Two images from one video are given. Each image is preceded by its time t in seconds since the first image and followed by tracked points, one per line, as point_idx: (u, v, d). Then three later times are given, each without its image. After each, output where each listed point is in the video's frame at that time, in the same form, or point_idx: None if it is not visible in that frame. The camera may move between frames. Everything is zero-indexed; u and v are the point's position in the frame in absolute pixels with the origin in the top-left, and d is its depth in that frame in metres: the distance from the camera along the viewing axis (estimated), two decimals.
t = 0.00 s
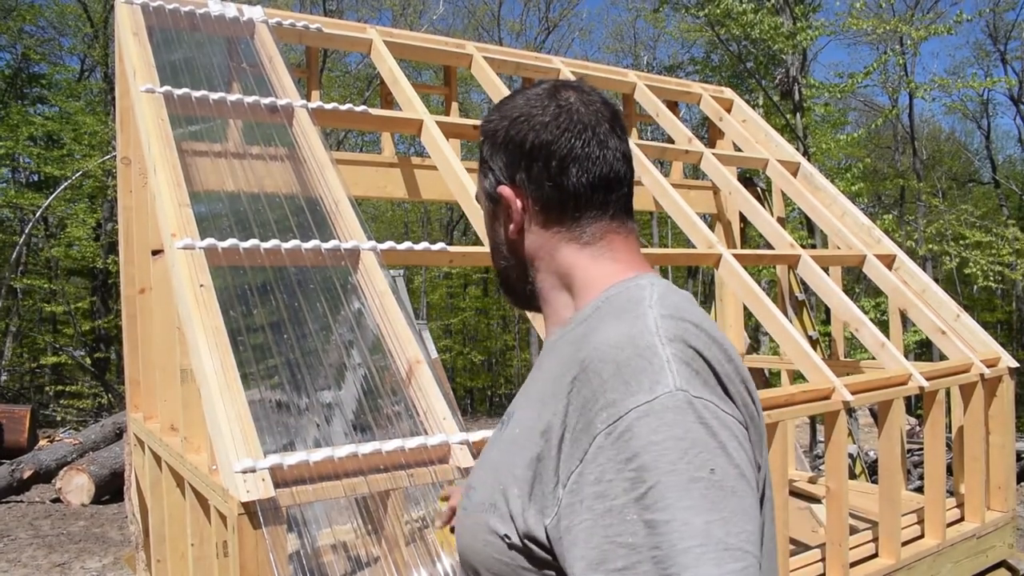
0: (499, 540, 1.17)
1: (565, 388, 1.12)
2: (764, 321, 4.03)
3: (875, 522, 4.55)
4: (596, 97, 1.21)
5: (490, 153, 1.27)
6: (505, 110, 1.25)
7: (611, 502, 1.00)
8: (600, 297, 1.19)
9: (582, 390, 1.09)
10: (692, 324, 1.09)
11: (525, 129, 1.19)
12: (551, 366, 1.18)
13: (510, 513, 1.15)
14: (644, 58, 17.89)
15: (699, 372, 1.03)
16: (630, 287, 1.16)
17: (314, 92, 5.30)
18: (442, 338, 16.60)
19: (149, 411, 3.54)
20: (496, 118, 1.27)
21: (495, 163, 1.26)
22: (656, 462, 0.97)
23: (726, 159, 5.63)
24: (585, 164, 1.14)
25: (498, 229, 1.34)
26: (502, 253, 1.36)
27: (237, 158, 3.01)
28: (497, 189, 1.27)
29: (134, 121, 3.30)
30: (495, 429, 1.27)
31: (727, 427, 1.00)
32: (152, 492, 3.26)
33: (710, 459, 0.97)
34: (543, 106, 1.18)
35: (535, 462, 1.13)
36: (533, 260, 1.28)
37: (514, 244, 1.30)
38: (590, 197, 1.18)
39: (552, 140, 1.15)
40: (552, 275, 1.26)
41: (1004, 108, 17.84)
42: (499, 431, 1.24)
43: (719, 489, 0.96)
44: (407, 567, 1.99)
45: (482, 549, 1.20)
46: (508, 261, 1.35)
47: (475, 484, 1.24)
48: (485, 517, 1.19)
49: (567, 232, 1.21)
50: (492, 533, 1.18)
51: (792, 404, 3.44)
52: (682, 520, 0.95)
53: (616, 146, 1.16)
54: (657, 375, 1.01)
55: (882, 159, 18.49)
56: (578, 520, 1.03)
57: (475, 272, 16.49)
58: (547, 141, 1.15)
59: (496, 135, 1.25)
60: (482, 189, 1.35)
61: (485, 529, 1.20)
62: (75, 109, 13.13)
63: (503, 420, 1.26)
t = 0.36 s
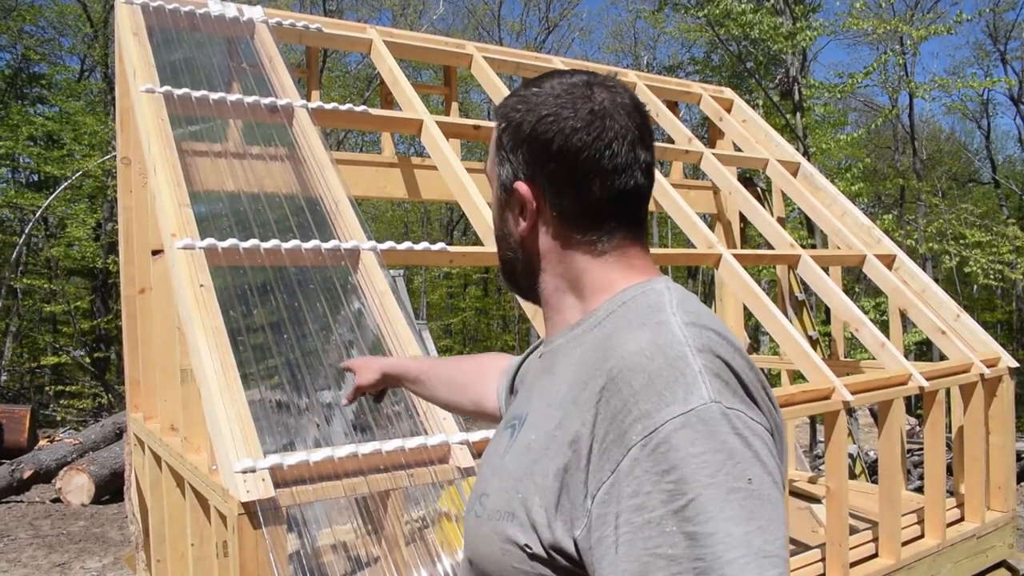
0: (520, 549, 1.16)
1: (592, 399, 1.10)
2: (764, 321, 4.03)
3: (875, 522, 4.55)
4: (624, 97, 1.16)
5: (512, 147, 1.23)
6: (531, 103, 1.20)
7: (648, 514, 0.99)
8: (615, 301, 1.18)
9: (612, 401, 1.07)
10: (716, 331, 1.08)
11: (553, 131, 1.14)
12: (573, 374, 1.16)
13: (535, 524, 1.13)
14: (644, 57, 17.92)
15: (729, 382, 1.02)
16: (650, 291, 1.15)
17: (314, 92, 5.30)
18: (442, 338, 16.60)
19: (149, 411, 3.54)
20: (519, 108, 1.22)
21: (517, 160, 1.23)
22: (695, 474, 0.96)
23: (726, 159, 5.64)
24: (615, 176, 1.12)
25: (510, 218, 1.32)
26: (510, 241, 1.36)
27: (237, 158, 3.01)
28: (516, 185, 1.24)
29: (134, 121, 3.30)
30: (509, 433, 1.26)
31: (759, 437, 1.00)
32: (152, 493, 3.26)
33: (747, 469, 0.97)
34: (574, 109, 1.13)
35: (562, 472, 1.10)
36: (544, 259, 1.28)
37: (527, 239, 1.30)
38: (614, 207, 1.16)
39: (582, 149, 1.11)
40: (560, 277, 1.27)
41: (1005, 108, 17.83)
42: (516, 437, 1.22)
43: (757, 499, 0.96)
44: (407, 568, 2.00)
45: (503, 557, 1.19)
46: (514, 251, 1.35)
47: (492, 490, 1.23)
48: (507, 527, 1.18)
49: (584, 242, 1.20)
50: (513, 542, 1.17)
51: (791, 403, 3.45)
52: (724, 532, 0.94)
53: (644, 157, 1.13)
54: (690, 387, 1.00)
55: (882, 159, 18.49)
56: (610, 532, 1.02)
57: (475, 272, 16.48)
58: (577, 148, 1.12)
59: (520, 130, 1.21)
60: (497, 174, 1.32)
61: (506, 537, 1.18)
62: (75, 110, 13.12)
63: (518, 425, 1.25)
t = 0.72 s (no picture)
0: (526, 564, 1.16)
1: (614, 422, 1.09)
2: (764, 321, 4.03)
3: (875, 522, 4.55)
4: (646, 95, 1.15)
5: (530, 146, 1.20)
6: (551, 100, 1.17)
7: (673, 547, 0.99)
8: (630, 311, 1.18)
9: (635, 427, 1.07)
10: (738, 356, 1.08)
11: (581, 132, 1.11)
12: (589, 392, 1.15)
13: (542, 542, 1.13)
14: (644, 57, 17.88)
15: (753, 412, 1.03)
16: (666, 305, 1.15)
17: (314, 92, 5.30)
18: (442, 338, 16.59)
19: (149, 411, 3.54)
20: (538, 105, 1.19)
21: (535, 160, 1.19)
22: (725, 509, 0.97)
23: (726, 159, 5.64)
24: (640, 184, 1.12)
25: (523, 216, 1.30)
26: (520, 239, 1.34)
27: (237, 158, 3.01)
28: (531, 185, 1.22)
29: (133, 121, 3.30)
30: (514, 439, 1.25)
31: (782, 467, 1.01)
32: (152, 493, 3.26)
33: (772, 501, 0.98)
34: (599, 110, 1.11)
35: (578, 496, 1.10)
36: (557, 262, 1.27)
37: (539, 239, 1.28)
38: (636, 213, 1.16)
39: (608, 153, 1.10)
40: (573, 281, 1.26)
41: (1005, 107, 17.82)
42: (522, 449, 1.22)
43: (781, 531, 0.98)
44: (407, 567, 2.00)
45: (508, 568, 1.19)
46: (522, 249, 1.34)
47: (496, 499, 1.23)
48: (512, 541, 1.17)
49: (602, 250, 1.21)
50: (518, 556, 1.17)
51: (791, 403, 3.46)
52: (751, 566, 0.96)
53: (664, 162, 1.13)
54: (719, 419, 1.00)
55: (882, 159, 18.49)
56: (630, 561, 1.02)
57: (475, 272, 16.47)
58: (603, 151, 1.10)
59: (539, 129, 1.17)
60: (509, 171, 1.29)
61: (510, 552, 1.18)
62: (75, 110, 13.11)
63: (524, 433, 1.24)
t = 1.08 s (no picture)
0: None
1: (643, 435, 1.11)
2: (764, 321, 4.02)
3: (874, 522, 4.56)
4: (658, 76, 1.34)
5: (586, 103, 1.24)
6: (605, 74, 1.27)
7: (705, 561, 1.01)
8: (650, 319, 1.22)
9: (666, 439, 1.08)
10: (762, 368, 1.12)
11: (645, 94, 1.23)
12: (611, 402, 1.17)
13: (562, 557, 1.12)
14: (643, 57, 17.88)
15: (780, 424, 1.07)
16: (686, 314, 1.20)
17: (314, 92, 5.30)
18: (442, 338, 16.58)
19: (149, 410, 3.53)
20: (590, 76, 1.28)
21: (591, 114, 1.23)
22: (758, 521, 0.99)
23: (726, 159, 5.64)
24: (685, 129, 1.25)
25: (553, 183, 1.28)
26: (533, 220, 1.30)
27: (237, 158, 3.00)
28: (583, 156, 1.24)
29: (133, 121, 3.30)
30: (523, 449, 1.25)
31: (807, 481, 1.05)
32: (152, 492, 3.26)
33: (800, 514, 1.00)
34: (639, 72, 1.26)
35: (603, 509, 1.11)
36: (587, 232, 1.24)
37: (570, 204, 1.25)
38: (680, 163, 1.26)
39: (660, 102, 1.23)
40: (607, 251, 1.23)
41: (1005, 107, 17.82)
42: (535, 459, 1.22)
43: (806, 543, 1.00)
44: (407, 567, 2.00)
45: None
46: (536, 227, 1.29)
47: (505, 510, 1.22)
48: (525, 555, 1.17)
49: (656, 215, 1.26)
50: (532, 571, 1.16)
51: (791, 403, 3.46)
52: None
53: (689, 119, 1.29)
54: (750, 432, 1.03)
55: (882, 159, 18.49)
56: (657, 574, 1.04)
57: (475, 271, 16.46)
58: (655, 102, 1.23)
59: (598, 92, 1.25)
60: (542, 138, 1.29)
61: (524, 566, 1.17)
62: (75, 110, 13.11)
63: (534, 442, 1.24)
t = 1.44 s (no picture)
0: None
1: (667, 426, 1.14)
2: (763, 321, 4.04)
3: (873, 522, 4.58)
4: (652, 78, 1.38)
5: (597, 108, 1.26)
6: (612, 78, 1.30)
7: (737, 547, 1.04)
8: (655, 316, 1.26)
9: (690, 429, 1.12)
10: (770, 362, 1.18)
11: (651, 98, 1.27)
12: (629, 397, 1.19)
13: (588, 553, 1.13)
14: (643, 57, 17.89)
15: (793, 413, 1.13)
16: (690, 310, 1.25)
17: (314, 92, 5.31)
18: (442, 337, 16.59)
19: (149, 410, 3.55)
20: (598, 80, 1.30)
21: (602, 119, 1.26)
22: (788, 505, 1.04)
23: (726, 159, 5.65)
24: (684, 134, 1.30)
25: (565, 188, 1.28)
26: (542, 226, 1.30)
27: (237, 158, 3.01)
28: (594, 162, 1.26)
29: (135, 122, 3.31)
30: (535, 448, 1.25)
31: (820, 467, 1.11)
32: (153, 491, 3.28)
33: (820, 498, 1.06)
34: (642, 77, 1.29)
35: (631, 502, 1.12)
36: (597, 237, 1.26)
37: (582, 209, 1.26)
38: (680, 169, 1.31)
39: (663, 109, 1.28)
40: (615, 255, 1.26)
41: (1004, 108, 17.83)
42: (550, 457, 1.22)
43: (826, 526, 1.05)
44: (407, 567, 2.01)
45: None
46: (544, 235, 1.29)
47: (521, 510, 1.22)
48: (546, 555, 1.17)
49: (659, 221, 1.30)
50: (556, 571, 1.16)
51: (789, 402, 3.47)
52: (812, 562, 1.03)
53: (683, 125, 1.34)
54: (772, 419, 1.08)
55: (881, 159, 18.50)
56: (689, 563, 1.06)
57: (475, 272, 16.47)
58: (660, 110, 1.27)
59: (608, 96, 1.27)
60: (552, 142, 1.30)
61: (545, 566, 1.17)
62: (76, 110, 13.11)
63: (546, 440, 1.24)
